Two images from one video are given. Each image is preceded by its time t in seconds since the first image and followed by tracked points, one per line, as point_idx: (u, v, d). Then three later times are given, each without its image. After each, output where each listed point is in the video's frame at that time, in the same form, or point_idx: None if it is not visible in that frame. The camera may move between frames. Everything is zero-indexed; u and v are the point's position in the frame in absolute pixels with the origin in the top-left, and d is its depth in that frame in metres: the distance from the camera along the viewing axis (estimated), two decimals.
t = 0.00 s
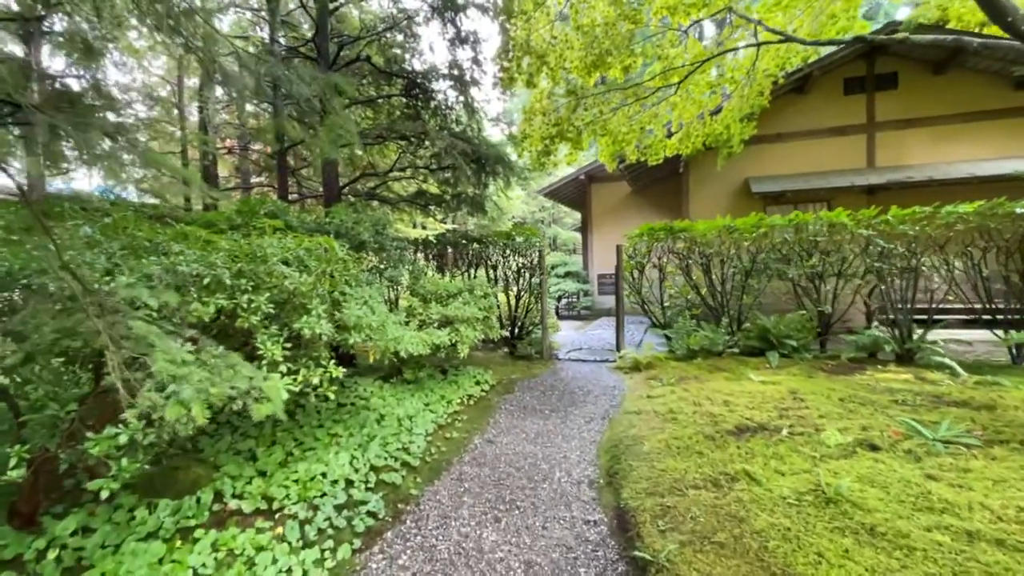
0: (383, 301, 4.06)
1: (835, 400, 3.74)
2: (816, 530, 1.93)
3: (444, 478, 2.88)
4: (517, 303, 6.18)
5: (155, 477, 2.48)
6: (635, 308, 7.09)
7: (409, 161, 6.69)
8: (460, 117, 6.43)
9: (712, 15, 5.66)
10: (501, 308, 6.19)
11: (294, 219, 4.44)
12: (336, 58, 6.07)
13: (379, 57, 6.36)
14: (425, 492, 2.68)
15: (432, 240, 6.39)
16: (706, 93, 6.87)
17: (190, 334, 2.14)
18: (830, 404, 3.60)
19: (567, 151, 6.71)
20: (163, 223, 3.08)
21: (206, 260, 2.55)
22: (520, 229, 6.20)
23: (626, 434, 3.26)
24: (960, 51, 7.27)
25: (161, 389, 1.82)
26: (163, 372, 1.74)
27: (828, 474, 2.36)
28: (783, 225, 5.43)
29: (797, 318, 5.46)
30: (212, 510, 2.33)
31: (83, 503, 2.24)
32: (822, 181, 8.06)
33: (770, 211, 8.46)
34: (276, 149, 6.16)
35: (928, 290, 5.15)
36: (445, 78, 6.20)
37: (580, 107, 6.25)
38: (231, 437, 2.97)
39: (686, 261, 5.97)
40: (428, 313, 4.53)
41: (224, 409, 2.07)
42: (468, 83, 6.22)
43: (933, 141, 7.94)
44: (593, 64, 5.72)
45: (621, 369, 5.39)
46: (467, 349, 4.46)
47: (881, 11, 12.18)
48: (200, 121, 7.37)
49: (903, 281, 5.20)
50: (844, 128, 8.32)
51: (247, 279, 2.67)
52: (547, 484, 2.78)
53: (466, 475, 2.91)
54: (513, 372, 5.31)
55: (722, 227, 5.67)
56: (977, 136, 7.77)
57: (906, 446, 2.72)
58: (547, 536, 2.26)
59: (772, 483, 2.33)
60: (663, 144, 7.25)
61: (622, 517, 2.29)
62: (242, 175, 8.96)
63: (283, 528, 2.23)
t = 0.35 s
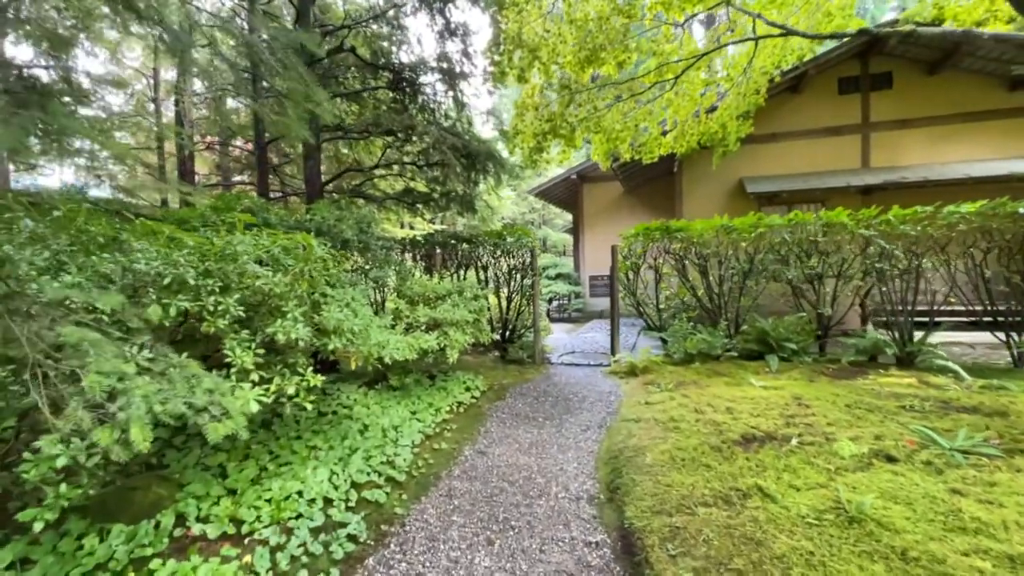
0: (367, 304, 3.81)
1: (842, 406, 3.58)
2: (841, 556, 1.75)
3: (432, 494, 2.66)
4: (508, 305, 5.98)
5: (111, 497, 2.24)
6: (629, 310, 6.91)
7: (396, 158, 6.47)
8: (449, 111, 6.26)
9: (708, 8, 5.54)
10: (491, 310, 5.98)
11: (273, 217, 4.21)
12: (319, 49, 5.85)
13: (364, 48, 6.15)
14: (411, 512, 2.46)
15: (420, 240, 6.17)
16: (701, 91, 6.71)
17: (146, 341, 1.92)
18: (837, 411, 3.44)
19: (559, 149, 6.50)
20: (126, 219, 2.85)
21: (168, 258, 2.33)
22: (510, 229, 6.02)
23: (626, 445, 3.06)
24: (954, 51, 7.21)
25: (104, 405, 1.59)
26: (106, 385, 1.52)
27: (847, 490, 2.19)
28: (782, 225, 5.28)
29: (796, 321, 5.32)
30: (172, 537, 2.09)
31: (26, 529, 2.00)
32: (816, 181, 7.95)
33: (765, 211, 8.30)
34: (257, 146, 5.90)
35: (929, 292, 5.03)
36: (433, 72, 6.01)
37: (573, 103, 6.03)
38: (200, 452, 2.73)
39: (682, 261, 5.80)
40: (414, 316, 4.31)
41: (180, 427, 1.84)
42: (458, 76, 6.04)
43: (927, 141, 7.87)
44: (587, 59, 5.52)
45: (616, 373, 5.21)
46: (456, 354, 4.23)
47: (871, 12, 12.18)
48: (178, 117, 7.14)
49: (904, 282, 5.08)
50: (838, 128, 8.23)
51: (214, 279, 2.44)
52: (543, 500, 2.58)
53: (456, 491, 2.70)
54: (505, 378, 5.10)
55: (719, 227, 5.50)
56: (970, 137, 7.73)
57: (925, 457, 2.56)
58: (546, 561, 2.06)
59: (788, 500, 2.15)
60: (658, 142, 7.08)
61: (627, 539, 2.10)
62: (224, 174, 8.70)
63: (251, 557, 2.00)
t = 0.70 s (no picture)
0: (345, 309, 3.53)
1: (852, 416, 3.36)
2: None
3: (412, 521, 2.45)
4: (498, 307, 5.73)
5: (42, 536, 1.98)
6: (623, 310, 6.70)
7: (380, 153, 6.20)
8: (436, 104, 5.99)
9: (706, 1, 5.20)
10: (481, 312, 5.73)
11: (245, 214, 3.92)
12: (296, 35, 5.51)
13: (346, 36, 5.82)
14: (389, 546, 2.23)
15: (406, 238, 5.90)
16: (695, 85, 6.48)
17: (75, 360, 1.66)
18: (847, 421, 3.23)
19: (551, 144, 6.20)
20: (72, 215, 2.56)
21: (107, 260, 2.04)
22: (500, 226, 5.76)
23: (623, 463, 2.84)
24: (950, 48, 7.08)
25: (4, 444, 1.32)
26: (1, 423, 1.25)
27: (874, 518, 1.97)
28: (781, 223, 5.07)
29: (796, 322, 5.13)
30: None
31: None
32: (812, 180, 7.72)
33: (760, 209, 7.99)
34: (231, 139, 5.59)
35: (933, 291, 4.84)
36: (419, 62, 5.74)
37: (566, 95, 5.67)
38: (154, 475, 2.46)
39: (678, 260, 5.59)
40: (397, 318, 4.02)
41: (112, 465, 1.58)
42: (445, 67, 5.76)
43: (924, 138, 7.69)
44: (580, 52, 5.18)
45: (610, 378, 4.99)
46: (443, 362, 3.94)
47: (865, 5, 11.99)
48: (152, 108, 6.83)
49: (907, 283, 4.89)
50: (833, 125, 7.99)
51: (163, 284, 2.16)
52: (537, 529, 2.34)
53: (440, 518, 2.47)
54: (495, 383, 4.85)
55: (717, 226, 5.28)
56: (967, 134, 7.57)
57: (950, 477, 2.35)
58: None
59: (810, 529, 1.94)
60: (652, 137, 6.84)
61: None
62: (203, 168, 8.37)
63: None
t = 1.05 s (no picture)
0: (325, 313, 3.28)
1: (865, 425, 3.18)
2: None
3: (399, 548, 2.27)
4: (489, 309, 5.51)
5: None
6: (618, 312, 6.51)
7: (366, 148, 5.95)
8: (424, 99, 5.74)
9: None
10: (471, 315, 5.50)
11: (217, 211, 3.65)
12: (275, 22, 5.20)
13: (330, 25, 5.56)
14: None
15: (393, 237, 5.66)
16: (691, 81, 6.32)
17: None
18: (861, 431, 3.05)
19: (544, 140, 5.96)
20: (15, 209, 2.30)
21: (45, 261, 1.79)
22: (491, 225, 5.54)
23: (626, 480, 2.64)
24: (948, 45, 6.95)
25: None
26: None
27: (910, 544, 1.79)
28: (782, 221, 4.90)
29: (797, 324, 4.96)
30: None
31: None
32: (808, 179, 7.57)
33: (755, 208, 7.85)
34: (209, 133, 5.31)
35: (939, 293, 4.68)
36: (407, 53, 5.48)
37: (559, 89, 5.48)
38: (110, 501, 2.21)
39: (676, 260, 5.40)
40: (383, 322, 3.79)
41: (43, 504, 1.36)
42: (434, 59, 5.51)
43: (921, 136, 7.59)
44: (573, 45, 5.04)
45: (607, 383, 4.78)
46: (432, 370, 3.70)
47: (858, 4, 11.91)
48: (126, 101, 6.52)
49: (913, 283, 4.73)
50: (829, 123, 7.86)
51: (112, 288, 1.91)
52: (536, 556, 2.13)
53: (429, 543, 2.29)
54: (486, 390, 4.63)
55: (716, 224, 5.09)
56: (964, 133, 7.48)
57: (982, 493, 2.17)
58: None
59: (842, 558, 1.75)
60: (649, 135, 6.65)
61: None
62: (181, 165, 8.05)
63: None
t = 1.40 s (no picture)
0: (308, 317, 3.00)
1: (887, 435, 3.00)
2: None
3: None
4: (481, 311, 5.26)
5: None
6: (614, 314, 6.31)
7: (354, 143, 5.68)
8: (413, 92, 5.48)
9: None
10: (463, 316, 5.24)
11: (190, 206, 3.36)
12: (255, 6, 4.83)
13: (314, 13, 5.29)
14: None
15: (381, 236, 5.39)
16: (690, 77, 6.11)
17: None
18: (884, 441, 2.87)
19: (537, 135, 5.67)
20: None
21: None
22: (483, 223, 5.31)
23: (639, 499, 2.42)
24: (947, 41, 6.88)
25: None
26: None
27: None
28: (787, 220, 4.74)
29: (802, 326, 4.80)
30: None
31: None
32: (805, 177, 7.43)
33: (750, 207, 7.69)
34: (186, 124, 5.00)
35: (948, 293, 4.54)
36: (395, 42, 5.20)
37: (555, 81, 5.18)
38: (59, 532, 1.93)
39: (676, 261, 5.19)
40: (371, 326, 3.53)
41: None
42: (423, 50, 5.22)
43: (917, 134, 7.50)
44: (568, 37, 4.80)
45: (607, 389, 4.57)
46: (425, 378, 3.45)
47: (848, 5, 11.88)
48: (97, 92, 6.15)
49: (921, 284, 4.59)
50: (824, 121, 7.75)
51: (58, 291, 1.64)
52: None
53: None
54: (481, 396, 4.39)
55: (719, 223, 4.91)
56: (960, 131, 7.41)
57: None
58: None
59: None
60: (645, 131, 6.40)
61: None
62: (156, 160, 7.68)
63: None
